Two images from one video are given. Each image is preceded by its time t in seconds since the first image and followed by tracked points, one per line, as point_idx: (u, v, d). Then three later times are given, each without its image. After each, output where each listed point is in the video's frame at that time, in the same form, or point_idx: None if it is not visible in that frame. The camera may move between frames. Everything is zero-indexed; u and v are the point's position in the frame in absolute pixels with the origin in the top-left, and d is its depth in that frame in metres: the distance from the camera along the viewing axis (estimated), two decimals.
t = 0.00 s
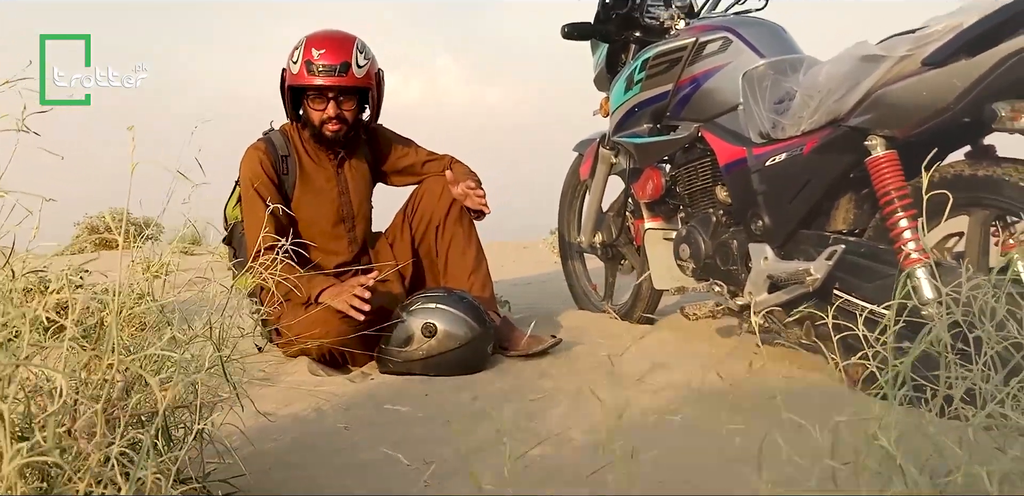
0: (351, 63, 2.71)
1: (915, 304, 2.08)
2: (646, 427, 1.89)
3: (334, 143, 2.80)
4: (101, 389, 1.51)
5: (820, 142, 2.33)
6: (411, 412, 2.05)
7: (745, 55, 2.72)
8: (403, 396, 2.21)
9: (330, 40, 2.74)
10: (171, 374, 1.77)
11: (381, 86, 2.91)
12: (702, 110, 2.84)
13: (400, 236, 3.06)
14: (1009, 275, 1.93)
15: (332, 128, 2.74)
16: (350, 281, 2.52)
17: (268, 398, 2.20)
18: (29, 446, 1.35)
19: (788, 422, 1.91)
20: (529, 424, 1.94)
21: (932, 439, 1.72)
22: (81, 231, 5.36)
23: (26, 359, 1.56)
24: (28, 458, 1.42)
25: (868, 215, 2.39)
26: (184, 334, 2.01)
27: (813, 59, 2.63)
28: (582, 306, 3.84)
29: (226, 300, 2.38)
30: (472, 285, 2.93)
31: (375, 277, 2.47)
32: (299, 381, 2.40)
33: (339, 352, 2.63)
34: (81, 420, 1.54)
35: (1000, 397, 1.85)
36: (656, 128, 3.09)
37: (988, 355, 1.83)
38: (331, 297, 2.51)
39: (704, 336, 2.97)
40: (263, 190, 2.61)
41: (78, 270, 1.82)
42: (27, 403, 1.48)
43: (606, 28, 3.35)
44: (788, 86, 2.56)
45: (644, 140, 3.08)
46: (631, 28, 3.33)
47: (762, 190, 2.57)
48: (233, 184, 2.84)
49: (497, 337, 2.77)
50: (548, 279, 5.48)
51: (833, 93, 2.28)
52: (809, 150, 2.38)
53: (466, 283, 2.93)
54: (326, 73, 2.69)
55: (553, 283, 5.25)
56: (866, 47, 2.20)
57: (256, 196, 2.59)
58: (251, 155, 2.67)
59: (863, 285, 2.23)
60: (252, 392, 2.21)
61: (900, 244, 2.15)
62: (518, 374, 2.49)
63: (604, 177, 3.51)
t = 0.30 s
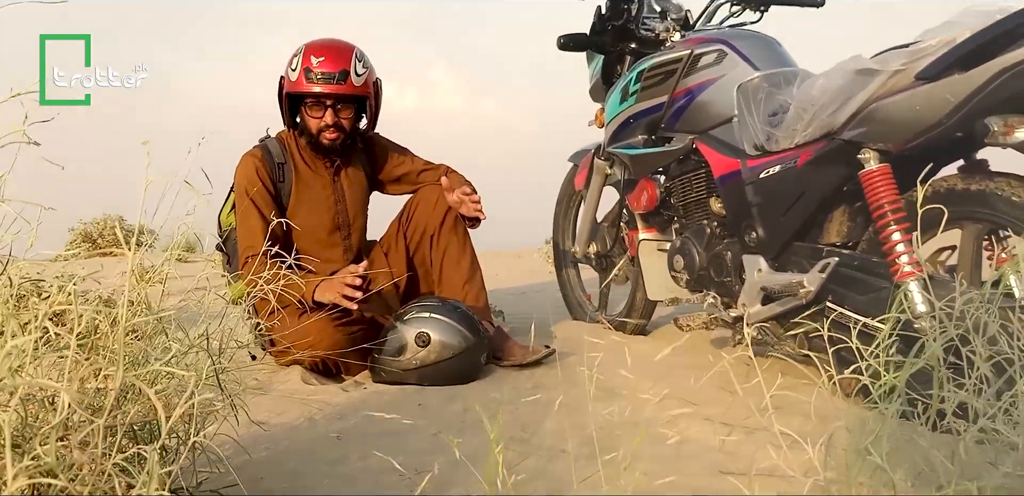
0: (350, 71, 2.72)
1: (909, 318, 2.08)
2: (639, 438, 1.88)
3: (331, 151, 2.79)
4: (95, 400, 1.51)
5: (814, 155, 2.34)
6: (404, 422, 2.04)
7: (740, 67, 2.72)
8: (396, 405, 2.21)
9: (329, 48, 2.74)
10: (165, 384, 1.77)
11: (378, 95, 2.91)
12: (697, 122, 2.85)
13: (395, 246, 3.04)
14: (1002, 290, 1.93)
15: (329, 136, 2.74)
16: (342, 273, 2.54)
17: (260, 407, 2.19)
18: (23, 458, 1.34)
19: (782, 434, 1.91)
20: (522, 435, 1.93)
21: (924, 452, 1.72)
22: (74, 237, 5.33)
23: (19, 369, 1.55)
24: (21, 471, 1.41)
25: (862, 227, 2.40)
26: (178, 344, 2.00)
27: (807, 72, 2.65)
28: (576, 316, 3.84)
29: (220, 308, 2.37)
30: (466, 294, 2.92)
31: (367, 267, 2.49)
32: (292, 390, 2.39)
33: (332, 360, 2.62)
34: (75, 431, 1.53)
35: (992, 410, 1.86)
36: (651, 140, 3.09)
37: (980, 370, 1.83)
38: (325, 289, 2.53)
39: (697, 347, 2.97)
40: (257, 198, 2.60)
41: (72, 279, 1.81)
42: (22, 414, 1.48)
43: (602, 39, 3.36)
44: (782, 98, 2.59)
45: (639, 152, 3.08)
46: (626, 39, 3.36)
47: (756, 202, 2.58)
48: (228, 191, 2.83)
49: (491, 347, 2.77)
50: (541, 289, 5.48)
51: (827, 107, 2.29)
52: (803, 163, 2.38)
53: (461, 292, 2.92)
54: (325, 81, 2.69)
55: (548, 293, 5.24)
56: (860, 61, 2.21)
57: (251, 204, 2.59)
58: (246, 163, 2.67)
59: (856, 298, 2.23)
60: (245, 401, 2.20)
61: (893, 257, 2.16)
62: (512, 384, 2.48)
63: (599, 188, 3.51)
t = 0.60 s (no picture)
0: (353, 79, 2.72)
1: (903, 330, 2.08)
2: (633, 448, 1.88)
3: (328, 157, 2.79)
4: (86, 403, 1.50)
5: (808, 166, 2.34)
6: (397, 431, 2.02)
7: (735, 78, 2.74)
8: (390, 414, 2.20)
9: (334, 55, 2.75)
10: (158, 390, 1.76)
11: (380, 104, 2.92)
12: (693, 133, 2.86)
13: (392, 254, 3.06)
14: (998, 302, 1.94)
15: (327, 142, 2.75)
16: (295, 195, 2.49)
17: (252, 415, 2.18)
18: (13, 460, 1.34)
19: (774, 445, 1.91)
20: (516, 444, 1.92)
21: (919, 463, 1.71)
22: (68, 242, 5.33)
23: (12, 371, 1.55)
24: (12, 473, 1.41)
25: (856, 239, 2.41)
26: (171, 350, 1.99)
27: (802, 83, 2.65)
28: (570, 325, 3.84)
29: (214, 315, 2.36)
30: (461, 304, 2.91)
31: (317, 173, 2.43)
32: (284, 398, 2.38)
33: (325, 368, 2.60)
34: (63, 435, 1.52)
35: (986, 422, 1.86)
36: (646, 150, 3.10)
37: (974, 381, 1.83)
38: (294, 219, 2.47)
39: (691, 357, 2.97)
40: (253, 202, 2.60)
41: (66, 283, 1.81)
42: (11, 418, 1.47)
43: (598, 49, 3.39)
44: (778, 108, 2.58)
45: (634, 161, 3.09)
46: (623, 50, 3.36)
47: (751, 212, 2.58)
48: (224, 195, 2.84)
49: (485, 356, 2.76)
50: (534, 299, 5.47)
51: (821, 118, 2.30)
52: (798, 174, 2.39)
53: (456, 302, 2.91)
54: (327, 86, 2.69)
55: (542, 302, 5.24)
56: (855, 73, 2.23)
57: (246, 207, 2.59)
58: (244, 167, 2.68)
59: (850, 309, 2.23)
60: (237, 408, 2.19)
61: (887, 269, 2.16)
62: (506, 394, 2.47)
63: (594, 198, 3.52)
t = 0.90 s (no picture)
0: (358, 85, 2.72)
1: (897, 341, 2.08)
2: (627, 457, 1.87)
3: (328, 163, 2.79)
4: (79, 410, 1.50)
5: (803, 177, 2.35)
6: (392, 439, 2.02)
7: (731, 88, 2.74)
8: (384, 422, 2.19)
9: (341, 60, 2.75)
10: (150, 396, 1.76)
11: (382, 112, 2.92)
12: (689, 143, 2.87)
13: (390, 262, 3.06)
14: (993, 313, 1.94)
15: (327, 147, 2.74)
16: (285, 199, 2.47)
17: (246, 422, 2.17)
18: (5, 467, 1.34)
19: (768, 454, 1.91)
20: (510, 453, 1.92)
21: (912, 474, 1.71)
22: (62, 248, 5.33)
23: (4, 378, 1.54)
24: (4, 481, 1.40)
25: (850, 249, 2.42)
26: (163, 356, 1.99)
27: (797, 94, 2.67)
28: (565, 334, 3.84)
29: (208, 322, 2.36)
30: (457, 312, 2.91)
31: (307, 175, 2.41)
32: (279, 405, 2.38)
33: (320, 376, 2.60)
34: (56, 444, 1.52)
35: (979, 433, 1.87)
36: (642, 159, 3.11)
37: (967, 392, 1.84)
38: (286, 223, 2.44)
39: (686, 366, 2.97)
40: (253, 210, 2.60)
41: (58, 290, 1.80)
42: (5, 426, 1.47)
43: (595, 59, 3.40)
44: (773, 119, 2.61)
45: (630, 171, 3.10)
46: (619, 59, 3.39)
47: (745, 222, 2.58)
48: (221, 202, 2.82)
49: (479, 364, 2.77)
50: (528, 307, 5.47)
51: (817, 129, 2.31)
52: (793, 184, 2.39)
53: (452, 310, 2.91)
54: (331, 90, 2.69)
55: (537, 311, 5.23)
56: (849, 85, 2.24)
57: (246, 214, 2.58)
58: (243, 174, 2.67)
59: (844, 319, 2.24)
60: (230, 415, 2.18)
61: (882, 280, 2.17)
62: (500, 402, 2.47)
63: (590, 206, 3.53)
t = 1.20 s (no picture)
0: (363, 87, 2.74)
1: (892, 348, 2.09)
2: (623, 464, 1.87)
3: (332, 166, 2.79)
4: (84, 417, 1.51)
5: (799, 185, 2.36)
6: (387, 446, 2.01)
7: (728, 96, 2.74)
8: (380, 428, 2.18)
9: (343, 63, 2.75)
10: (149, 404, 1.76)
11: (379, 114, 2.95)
12: (685, 150, 2.88)
13: (388, 268, 3.04)
14: (986, 322, 1.95)
15: (334, 149, 2.75)
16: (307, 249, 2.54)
17: (241, 428, 2.16)
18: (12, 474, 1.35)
19: (765, 462, 1.90)
20: (506, 459, 1.92)
21: (907, 481, 1.71)
22: (54, 254, 5.32)
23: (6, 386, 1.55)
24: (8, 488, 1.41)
25: (846, 257, 2.42)
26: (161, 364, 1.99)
27: (793, 102, 2.68)
28: (561, 341, 3.83)
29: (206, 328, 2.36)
30: (454, 319, 2.90)
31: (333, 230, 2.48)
32: (274, 411, 2.37)
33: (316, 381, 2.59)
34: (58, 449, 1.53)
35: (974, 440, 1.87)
36: (638, 166, 3.12)
37: (963, 400, 1.85)
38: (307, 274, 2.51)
39: (682, 373, 2.96)
40: (255, 221, 2.58)
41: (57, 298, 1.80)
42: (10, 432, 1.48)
43: (591, 66, 3.43)
44: (769, 127, 2.62)
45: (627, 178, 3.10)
46: (616, 66, 3.41)
47: (741, 229, 2.58)
48: (216, 211, 2.80)
49: (475, 369, 2.77)
50: (525, 314, 5.46)
51: (812, 136, 2.32)
52: (789, 192, 2.40)
53: (449, 316, 2.91)
54: (339, 93, 2.69)
55: (532, 318, 5.22)
56: (844, 92, 2.26)
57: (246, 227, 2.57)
58: (242, 184, 2.64)
59: (839, 327, 2.24)
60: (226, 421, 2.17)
61: (877, 288, 2.17)
62: (496, 408, 2.47)
63: (586, 213, 3.53)
